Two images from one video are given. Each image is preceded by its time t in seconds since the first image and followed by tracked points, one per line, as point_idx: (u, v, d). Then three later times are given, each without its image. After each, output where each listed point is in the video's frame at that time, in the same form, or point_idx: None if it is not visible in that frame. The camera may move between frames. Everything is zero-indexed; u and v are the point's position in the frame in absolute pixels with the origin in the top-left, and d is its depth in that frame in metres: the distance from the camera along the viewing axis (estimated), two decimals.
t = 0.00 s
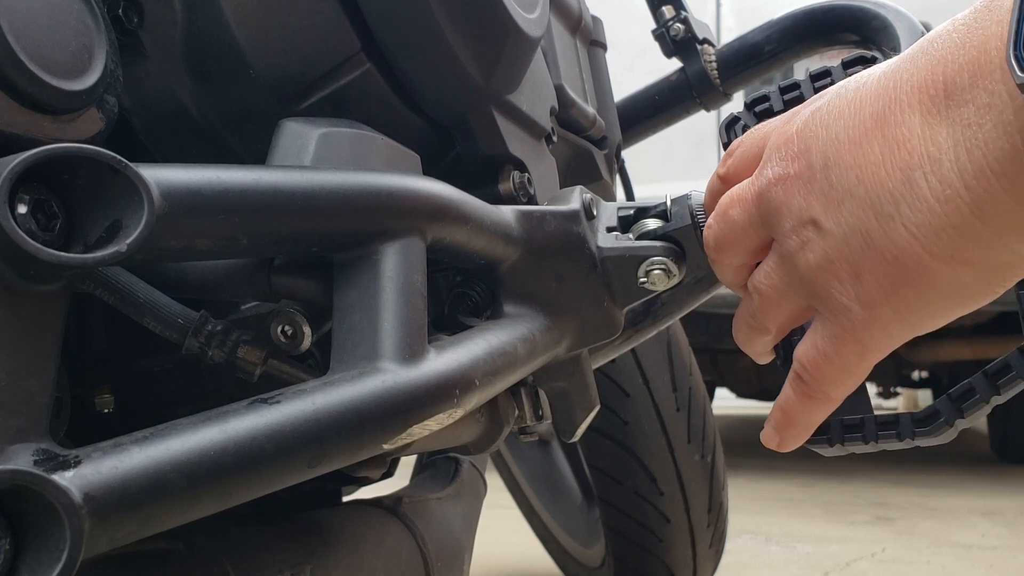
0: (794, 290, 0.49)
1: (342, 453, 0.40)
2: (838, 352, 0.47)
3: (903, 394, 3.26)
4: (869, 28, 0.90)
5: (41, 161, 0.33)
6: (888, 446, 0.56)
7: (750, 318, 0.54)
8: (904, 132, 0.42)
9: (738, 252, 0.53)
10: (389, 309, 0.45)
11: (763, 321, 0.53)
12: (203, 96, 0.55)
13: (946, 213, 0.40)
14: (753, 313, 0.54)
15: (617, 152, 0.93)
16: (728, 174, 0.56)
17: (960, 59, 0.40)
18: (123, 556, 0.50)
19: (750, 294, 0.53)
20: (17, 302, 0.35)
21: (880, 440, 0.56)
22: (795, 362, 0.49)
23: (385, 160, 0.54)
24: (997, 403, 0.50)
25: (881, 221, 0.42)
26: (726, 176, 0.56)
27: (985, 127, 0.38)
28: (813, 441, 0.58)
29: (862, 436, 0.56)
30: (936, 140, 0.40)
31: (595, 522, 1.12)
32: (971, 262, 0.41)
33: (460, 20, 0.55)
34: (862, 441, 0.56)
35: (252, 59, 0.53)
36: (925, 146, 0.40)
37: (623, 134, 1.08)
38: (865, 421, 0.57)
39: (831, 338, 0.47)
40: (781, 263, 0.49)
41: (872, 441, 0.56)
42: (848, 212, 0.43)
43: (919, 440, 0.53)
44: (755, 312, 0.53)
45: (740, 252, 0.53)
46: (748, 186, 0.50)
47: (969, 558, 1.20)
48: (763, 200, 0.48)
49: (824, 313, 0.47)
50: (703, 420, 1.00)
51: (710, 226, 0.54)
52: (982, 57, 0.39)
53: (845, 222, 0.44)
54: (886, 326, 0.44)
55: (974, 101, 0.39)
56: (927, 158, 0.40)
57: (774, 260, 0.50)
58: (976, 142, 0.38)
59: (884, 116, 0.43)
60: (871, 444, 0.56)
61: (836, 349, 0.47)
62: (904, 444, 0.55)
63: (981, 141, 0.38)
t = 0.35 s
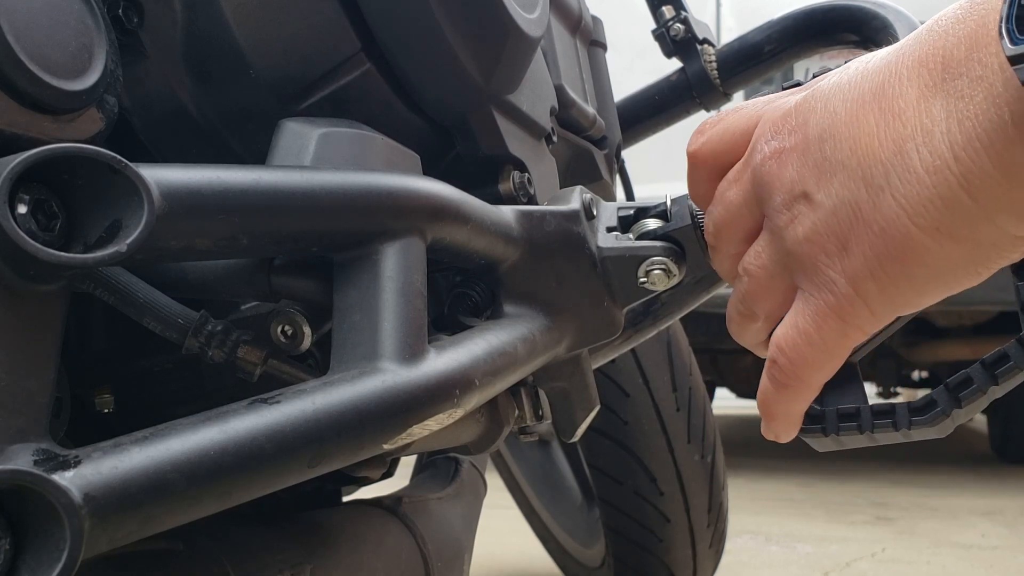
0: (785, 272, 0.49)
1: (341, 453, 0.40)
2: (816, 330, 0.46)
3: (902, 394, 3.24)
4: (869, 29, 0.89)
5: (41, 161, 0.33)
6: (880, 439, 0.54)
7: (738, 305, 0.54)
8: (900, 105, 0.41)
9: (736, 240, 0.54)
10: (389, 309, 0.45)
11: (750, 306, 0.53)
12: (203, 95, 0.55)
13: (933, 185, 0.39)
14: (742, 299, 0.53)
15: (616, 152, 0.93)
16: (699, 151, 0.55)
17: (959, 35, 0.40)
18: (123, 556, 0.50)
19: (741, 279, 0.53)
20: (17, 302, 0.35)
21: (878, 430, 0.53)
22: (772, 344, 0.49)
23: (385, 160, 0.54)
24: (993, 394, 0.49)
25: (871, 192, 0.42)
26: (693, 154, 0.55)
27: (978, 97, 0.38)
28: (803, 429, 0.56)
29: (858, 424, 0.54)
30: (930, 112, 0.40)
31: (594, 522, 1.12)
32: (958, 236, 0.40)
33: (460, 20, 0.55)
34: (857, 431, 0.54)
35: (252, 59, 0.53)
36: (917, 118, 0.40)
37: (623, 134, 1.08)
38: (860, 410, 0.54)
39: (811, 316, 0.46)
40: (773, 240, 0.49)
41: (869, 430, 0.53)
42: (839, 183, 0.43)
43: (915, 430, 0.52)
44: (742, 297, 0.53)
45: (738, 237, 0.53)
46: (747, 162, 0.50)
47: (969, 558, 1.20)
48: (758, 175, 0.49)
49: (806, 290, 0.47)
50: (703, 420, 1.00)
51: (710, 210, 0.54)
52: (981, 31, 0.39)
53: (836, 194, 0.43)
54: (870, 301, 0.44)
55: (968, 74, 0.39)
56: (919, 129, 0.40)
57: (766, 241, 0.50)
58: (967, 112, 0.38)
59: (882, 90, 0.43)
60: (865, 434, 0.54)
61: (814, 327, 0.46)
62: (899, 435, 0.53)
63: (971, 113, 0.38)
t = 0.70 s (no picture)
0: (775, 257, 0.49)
1: (341, 453, 0.40)
2: (804, 313, 0.46)
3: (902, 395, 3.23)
4: (868, 29, 0.89)
5: (41, 161, 0.33)
6: (872, 431, 0.54)
7: (732, 296, 0.55)
8: (897, 88, 0.41)
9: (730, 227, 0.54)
10: (390, 309, 0.45)
11: (743, 296, 0.53)
12: (203, 95, 0.55)
13: (927, 169, 0.39)
14: (733, 284, 0.54)
15: (617, 152, 0.93)
16: (704, 138, 0.56)
17: (959, 19, 0.40)
18: (123, 556, 0.50)
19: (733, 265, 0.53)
20: (17, 303, 0.35)
21: (869, 418, 0.53)
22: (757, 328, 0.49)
23: (385, 160, 0.54)
24: (987, 383, 0.50)
25: (864, 175, 0.42)
26: (699, 141, 0.56)
27: (975, 82, 0.38)
28: (795, 417, 0.56)
29: (850, 413, 0.54)
30: (926, 96, 0.40)
31: (594, 522, 1.12)
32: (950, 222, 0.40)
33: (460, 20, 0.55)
34: (848, 420, 0.54)
35: (252, 59, 0.53)
36: (914, 101, 0.40)
37: (623, 134, 1.08)
38: (853, 399, 0.54)
39: (800, 299, 0.46)
40: (766, 224, 0.49)
41: (860, 418, 0.54)
42: (833, 166, 0.43)
43: (906, 419, 0.52)
44: (736, 286, 0.53)
45: (734, 224, 0.54)
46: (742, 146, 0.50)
47: (969, 558, 1.20)
48: (752, 157, 0.48)
49: (796, 273, 0.47)
50: (703, 421, 1.00)
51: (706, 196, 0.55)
52: (980, 15, 0.39)
53: (829, 176, 0.43)
54: (860, 284, 0.44)
55: (966, 57, 0.39)
56: (915, 113, 0.40)
57: (759, 226, 0.50)
58: (963, 96, 0.38)
59: (879, 73, 0.43)
60: (858, 423, 0.54)
61: (803, 310, 0.46)
62: (891, 425, 0.53)
63: (968, 97, 0.38)
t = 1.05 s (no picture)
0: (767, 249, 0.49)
1: (341, 453, 0.40)
2: (793, 303, 0.46)
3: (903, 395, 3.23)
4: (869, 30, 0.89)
5: (41, 161, 0.33)
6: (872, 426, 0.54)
7: (727, 291, 0.54)
8: (886, 76, 0.41)
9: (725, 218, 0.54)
10: (390, 308, 0.45)
11: (737, 290, 0.53)
12: (203, 95, 0.55)
13: (915, 156, 0.39)
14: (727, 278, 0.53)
15: (617, 152, 0.93)
16: (701, 133, 0.56)
17: (948, 7, 0.40)
18: (123, 556, 0.50)
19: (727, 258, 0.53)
20: (17, 303, 0.35)
21: (869, 411, 0.53)
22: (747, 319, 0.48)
23: (385, 160, 0.54)
24: (987, 374, 0.50)
25: (853, 163, 0.42)
26: (697, 136, 0.57)
27: (963, 68, 0.38)
28: (792, 409, 0.56)
29: (849, 406, 0.54)
30: (915, 83, 0.40)
31: (595, 522, 1.12)
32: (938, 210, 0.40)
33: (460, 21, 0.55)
34: (848, 413, 0.54)
35: (252, 59, 0.53)
36: (903, 89, 0.40)
37: (623, 134, 1.08)
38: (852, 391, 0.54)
39: (789, 289, 0.46)
40: (757, 215, 0.48)
41: (859, 410, 0.53)
42: (823, 154, 0.43)
43: (906, 412, 0.52)
44: (730, 279, 0.53)
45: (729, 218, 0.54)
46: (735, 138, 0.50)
47: (969, 558, 1.20)
48: (745, 147, 0.48)
49: (785, 263, 0.46)
50: (703, 421, 0.99)
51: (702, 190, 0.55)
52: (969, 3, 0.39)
53: (819, 165, 0.43)
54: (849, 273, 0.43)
55: (955, 45, 0.39)
56: (904, 100, 0.40)
57: (752, 218, 0.50)
58: (951, 84, 0.38)
59: (869, 62, 0.43)
60: (857, 415, 0.54)
61: (792, 300, 0.46)
62: (891, 418, 0.53)
63: (956, 84, 0.38)
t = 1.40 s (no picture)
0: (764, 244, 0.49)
1: (342, 454, 0.40)
2: (789, 297, 0.46)
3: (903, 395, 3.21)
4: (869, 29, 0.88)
5: (40, 161, 0.33)
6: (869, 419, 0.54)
7: (723, 288, 0.54)
8: (884, 69, 0.41)
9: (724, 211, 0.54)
10: (390, 307, 0.45)
11: (734, 287, 0.53)
12: (203, 95, 0.55)
13: (912, 149, 0.39)
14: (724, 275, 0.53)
15: (617, 152, 0.93)
16: (703, 130, 0.56)
17: None
18: (123, 556, 0.50)
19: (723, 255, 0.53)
20: (18, 303, 0.35)
21: (866, 403, 0.53)
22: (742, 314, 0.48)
23: (385, 160, 0.54)
24: (984, 364, 0.50)
25: (850, 156, 0.41)
26: (699, 133, 0.57)
27: (960, 62, 0.38)
28: (788, 403, 0.56)
29: (846, 398, 0.54)
30: (913, 76, 0.40)
31: (595, 522, 1.12)
32: (936, 203, 0.40)
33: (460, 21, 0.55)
34: (844, 405, 0.54)
35: (252, 59, 0.53)
36: (900, 83, 0.40)
37: (623, 134, 1.08)
38: (848, 383, 0.54)
39: (785, 283, 0.46)
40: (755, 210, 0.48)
41: (856, 402, 0.53)
42: (821, 148, 0.43)
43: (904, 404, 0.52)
44: (727, 276, 0.53)
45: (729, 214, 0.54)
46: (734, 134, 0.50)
47: (968, 558, 1.20)
48: (743, 142, 0.48)
49: (781, 257, 0.46)
50: (703, 421, 0.99)
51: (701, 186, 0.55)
52: None
53: (817, 159, 0.43)
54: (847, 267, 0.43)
55: (953, 38, 0.39)
56: (901, 93, 0.40)
57: (749, 213, 0.50)
58: (950, 77, 0.38)
59: (867, 55, 0.43)
60: (853, 407, 0.54)
61: (787, 294, 0.46)
62: (888, 410, 0.53)
63: (954, 77, 0.38)
